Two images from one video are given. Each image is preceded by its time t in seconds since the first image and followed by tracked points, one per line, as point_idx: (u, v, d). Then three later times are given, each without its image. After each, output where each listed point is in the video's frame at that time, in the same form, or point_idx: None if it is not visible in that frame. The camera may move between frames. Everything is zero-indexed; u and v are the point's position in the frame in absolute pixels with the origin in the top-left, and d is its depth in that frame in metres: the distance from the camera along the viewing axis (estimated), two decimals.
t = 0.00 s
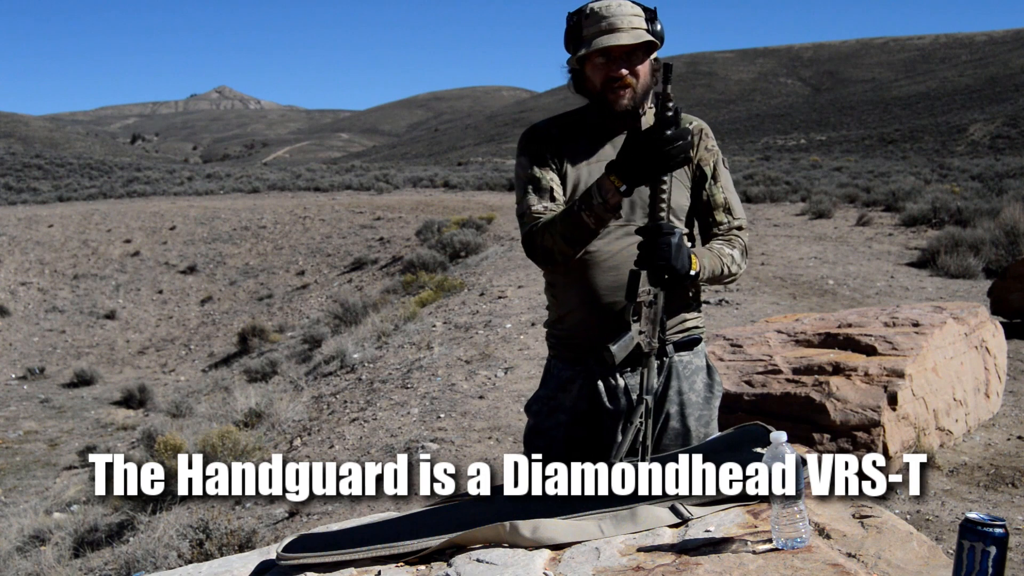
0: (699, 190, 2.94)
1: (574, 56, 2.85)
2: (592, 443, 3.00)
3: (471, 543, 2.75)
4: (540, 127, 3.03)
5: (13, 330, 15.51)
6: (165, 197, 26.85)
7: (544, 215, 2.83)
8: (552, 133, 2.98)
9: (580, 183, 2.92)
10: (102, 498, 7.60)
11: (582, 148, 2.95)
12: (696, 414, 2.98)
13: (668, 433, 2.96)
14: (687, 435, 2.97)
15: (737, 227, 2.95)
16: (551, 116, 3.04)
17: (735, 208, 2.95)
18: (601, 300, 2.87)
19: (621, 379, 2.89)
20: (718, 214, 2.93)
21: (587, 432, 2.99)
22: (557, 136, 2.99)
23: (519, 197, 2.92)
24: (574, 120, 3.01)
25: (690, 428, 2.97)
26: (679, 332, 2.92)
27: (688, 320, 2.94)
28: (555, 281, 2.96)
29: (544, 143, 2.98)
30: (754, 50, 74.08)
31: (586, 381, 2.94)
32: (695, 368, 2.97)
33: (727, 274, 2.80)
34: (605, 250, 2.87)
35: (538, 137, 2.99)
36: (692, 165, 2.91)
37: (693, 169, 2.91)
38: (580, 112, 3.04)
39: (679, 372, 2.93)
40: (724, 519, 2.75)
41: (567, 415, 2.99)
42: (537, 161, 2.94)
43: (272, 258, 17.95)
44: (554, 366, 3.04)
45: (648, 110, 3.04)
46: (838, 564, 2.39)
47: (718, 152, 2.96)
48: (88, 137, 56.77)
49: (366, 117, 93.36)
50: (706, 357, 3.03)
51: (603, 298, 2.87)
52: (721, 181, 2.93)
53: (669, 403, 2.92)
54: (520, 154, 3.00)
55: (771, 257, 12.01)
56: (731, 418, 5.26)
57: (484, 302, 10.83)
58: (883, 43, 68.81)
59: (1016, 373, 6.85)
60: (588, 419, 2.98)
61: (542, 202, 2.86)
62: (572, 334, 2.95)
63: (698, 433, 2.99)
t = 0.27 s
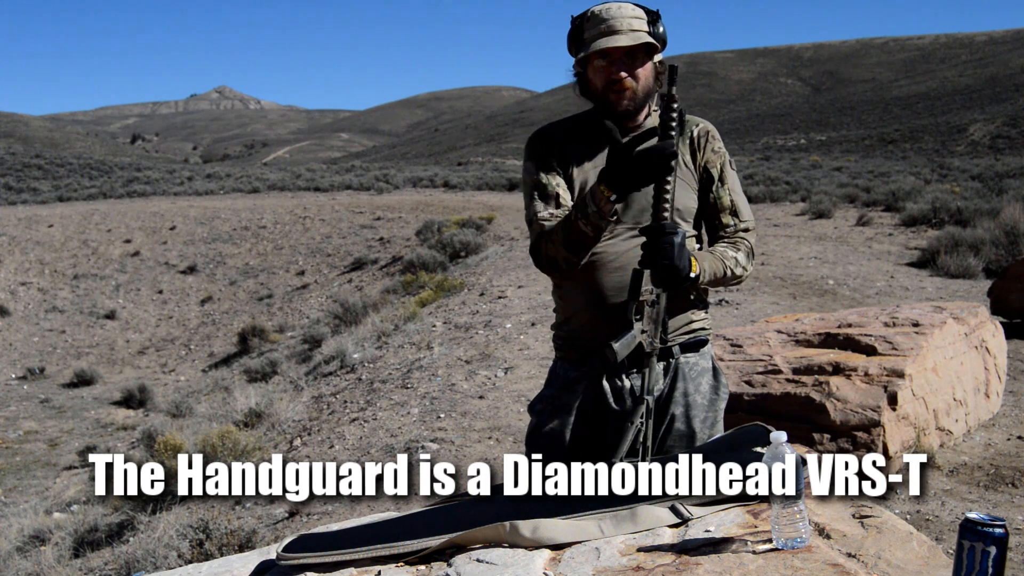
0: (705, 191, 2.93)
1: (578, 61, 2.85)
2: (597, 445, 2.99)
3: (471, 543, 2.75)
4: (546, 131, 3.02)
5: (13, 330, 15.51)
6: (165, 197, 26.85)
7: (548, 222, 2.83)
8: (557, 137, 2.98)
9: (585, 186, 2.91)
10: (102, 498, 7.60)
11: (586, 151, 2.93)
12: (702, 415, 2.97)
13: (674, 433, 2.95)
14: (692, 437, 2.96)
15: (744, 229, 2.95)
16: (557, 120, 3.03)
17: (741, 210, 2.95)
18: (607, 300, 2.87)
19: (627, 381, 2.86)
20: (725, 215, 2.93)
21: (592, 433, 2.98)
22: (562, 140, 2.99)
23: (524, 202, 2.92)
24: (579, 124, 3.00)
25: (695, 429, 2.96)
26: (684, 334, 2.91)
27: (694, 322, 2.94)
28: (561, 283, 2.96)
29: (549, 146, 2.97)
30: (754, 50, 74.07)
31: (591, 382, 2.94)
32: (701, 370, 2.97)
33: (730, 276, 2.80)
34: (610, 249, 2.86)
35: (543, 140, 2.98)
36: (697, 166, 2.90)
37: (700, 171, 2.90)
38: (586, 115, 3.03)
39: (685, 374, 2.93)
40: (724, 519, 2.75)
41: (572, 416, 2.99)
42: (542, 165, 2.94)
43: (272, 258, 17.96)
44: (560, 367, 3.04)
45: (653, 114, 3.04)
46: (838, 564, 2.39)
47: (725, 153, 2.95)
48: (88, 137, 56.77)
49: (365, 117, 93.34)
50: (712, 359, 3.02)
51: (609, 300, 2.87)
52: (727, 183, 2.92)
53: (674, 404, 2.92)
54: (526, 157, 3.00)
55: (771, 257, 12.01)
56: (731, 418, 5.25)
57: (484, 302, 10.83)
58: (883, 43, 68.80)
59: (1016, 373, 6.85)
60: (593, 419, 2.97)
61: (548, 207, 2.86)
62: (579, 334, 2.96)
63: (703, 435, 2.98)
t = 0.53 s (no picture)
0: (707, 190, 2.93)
1: (578, 60, 2.86)
2: (598, 444, 2.99)
3: (471, 543, 2.75)
4: (547, 131, 3.02)
5: (13, 330, 15.51)
6: (165, 197, 26.85)
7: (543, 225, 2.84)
8: (558, 136, 2.98)
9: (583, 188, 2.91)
10: (103, 498, 7.61)
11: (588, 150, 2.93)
12: (702, 415, 2.98)
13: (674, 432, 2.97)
14: (692, 437, 2.97)
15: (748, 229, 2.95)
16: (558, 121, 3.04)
17: (743, 210, 2.95)
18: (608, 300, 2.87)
19: (627, 380, 2.88)
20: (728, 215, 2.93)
21: (593, 433, 2.99)
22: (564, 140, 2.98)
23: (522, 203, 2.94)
24: (580, 124, 3.00)
25: (695, 429, 2.97)
26: (685, 334, 2.92)
27: (696, 321, 2.94)
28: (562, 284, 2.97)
29: (551, 146, 2.97)
30: (754, 50, 74.06)
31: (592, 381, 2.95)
32: (702, 370, 2.97)
33: (731, 276, 2.80)
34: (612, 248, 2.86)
35: (544, 140, 2.99)
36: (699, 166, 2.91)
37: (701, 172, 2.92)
38: (588, 115, 3.03)
39: (686, 373, 2.94)
40: (724, 519, 2.75)
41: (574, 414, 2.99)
42: (542, 166, 2.94)
43: (272, 258, 17.96)
44: (562, 366, 3.05)
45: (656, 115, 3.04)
46: (838, 564, 2.39)
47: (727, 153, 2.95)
48: (88, 137, 56.76)
49: (365, 117, 93.34)
50: (713, 359, 3.03)
51: (610, 300, 2.87)
52: (729, 183, 2.93)
53: (674, 403, 2.93)
54: (527, 157, 3.00)
55: (771, 257, 12.02)
56: (731, 418, 5.25)
57: (484, 302, 10.83)
58: (883, 43, 68.78)
59: (1016, 373, 6.84)
60: (593, 418, 2.97)
61: (543, 210, 2.88)
62: (580, 335, 2.96)
63: (703, 435, 3.00)
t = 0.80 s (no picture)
0: (708, 187, 2.93)
1: (576, 57, 2.85)
2: (599, 443, 3.00)
3: (471, 543, 2.75)
4: (548, 132, 3.04)
5: (12, 331, 15.51)
6: (165, 197, 26.85)
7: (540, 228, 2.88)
8: (557, 137, 3.00)
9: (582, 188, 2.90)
10: (103, 499, 7.61)
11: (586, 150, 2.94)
12: (703, 412, 2.99)
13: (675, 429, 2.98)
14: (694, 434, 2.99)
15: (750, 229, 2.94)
16: (558, 121, 3.05)
17: (745, 208, 2.94)
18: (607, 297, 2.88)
19: (628, 377, 2.90)
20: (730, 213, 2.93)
21: (594, 431, 2.99)
22: (564, 140, 3.00)
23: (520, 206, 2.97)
24: (581, 124, 3.01)
25: (696, 426, 2.99)
26: (686, 331, 2.93)
27: (696, 318, 2.96)
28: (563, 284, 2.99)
29: (550, 146, 2.99)
30: (754, 50, 74.06)
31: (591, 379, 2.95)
32: (703, 368, 2.98)
33: (730, 274, 2.80)
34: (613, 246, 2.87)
35: (543, 141, 3.01)
36: (700, 164, 2.90)
37: (703, 168, 2.91)
38: (588, 115, 3.04)
39: (686, 371, 2.95)
40: (724, 519, 2.75)
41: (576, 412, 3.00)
42: (541, 167, 2.97)
43: (272, 258, 17.95)
44: (563, 365, 3.05)
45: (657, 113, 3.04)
46: (838, 564, 2.38)
47: (728, 149, 2.95)
48: (88, 137, 56.75)
49: (365, 117, 93.32)
50: (715, 356, 3.04)
51: (609, 298, 2.88)
52: (731, 181, 2.92)
53: (675, 400, 2.94)
54: (527, 159, 3.02)
55: (771, 257, 12.02)
56: (730, 418, 5.25)
57: (484, 302, 10.83)
58: (883, 43, 68.78)
59: (1016, 373, 6.85)
60: (594, 416, 2.98)
61: (540, 214, 2.93)
62: (580, 333, 2.97)
63: (704, 434, 3.00)
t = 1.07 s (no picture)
0: (711, 184, 2.93)
1: (577, 57, 2.86)
2: (603, 441, 3.09)
3: (471, 543, 2.75)
4: (550, 133, 3.10)
5: (12, 331, 15.52)
6: (165, 197, 26.85)
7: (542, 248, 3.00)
8: (557, 139, 3.05)
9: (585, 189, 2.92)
10: (103, 499, 7.61)
11: (586, 151, 2.97)
12: (705, 410, 3.09)
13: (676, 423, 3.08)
14: (696, 430, 3.09)
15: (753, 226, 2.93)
16: (561, 122, 3.09)
17: (747, 206, 2.92)
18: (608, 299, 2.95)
19: (630, 375, 2.97)
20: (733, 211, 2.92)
21: (597, 429, 3.07)
22: (565, 142, 3.04)
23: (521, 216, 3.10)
24: (582, 125, 3.05)
25: (698, 423, 3.08)
26: (687, 331, 3.04)
27: (697, 318, 3.07)
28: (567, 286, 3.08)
29: (551, 149, 3.05)
30: (754, 50, 74.05)
31: (595, 380, 3.04)
32: (705, 365, 3.08)
33: (733, 271, 2.80)
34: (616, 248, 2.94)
35: (544, 143, 3.06)
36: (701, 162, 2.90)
37: (703, 166, 2.91)
38: (590, 115, 3.07)
39: (689, 369, 3.05)
40: (724, 519, 2.71)
41: (579, 409, 3.08)
42: (538, 173, 3.04)
43: (272, 258, 17.96)
44: (568, 364, 3.14)
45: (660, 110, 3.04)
46: (837, 564, 2.38)
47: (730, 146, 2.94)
48: (88, 138, 56.75)
49: (365, 117, 93.31)
50: (717, 355, 3.15)
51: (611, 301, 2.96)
52: (733, 178, 2.91)
53: (677, 398, 3.05)
54: (528, 162, 3.09)
55: (771, 257, 12.03)
56: (731, 418, 5.25)
57: (484, 302, 10.83)
58: (883, 43, 68.77)
59: (1016, 373, 6.85)
60: (598, 412, 3.05)
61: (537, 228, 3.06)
62: (584, 334, 3.06)
63: (706, 429, 3.10)
